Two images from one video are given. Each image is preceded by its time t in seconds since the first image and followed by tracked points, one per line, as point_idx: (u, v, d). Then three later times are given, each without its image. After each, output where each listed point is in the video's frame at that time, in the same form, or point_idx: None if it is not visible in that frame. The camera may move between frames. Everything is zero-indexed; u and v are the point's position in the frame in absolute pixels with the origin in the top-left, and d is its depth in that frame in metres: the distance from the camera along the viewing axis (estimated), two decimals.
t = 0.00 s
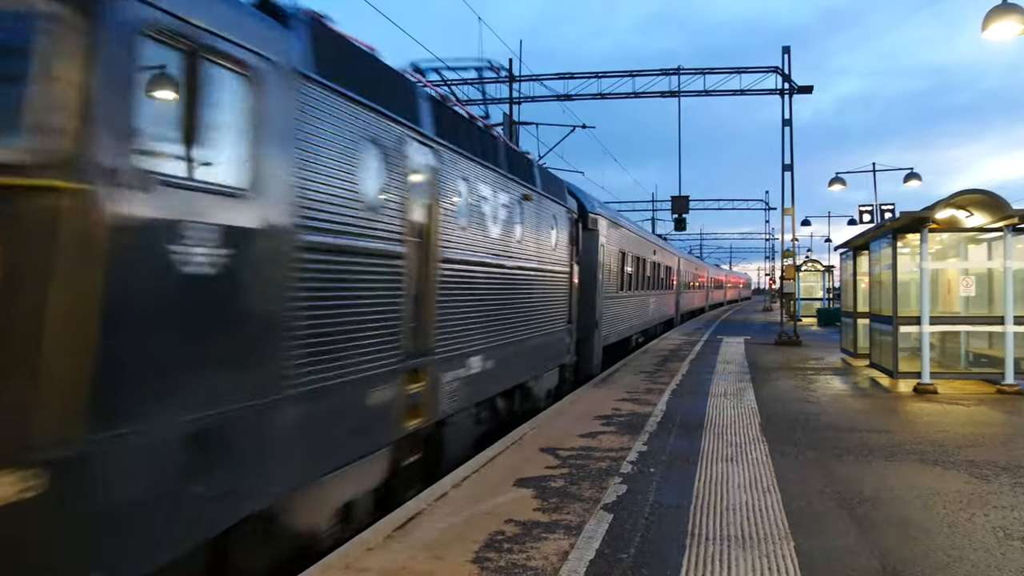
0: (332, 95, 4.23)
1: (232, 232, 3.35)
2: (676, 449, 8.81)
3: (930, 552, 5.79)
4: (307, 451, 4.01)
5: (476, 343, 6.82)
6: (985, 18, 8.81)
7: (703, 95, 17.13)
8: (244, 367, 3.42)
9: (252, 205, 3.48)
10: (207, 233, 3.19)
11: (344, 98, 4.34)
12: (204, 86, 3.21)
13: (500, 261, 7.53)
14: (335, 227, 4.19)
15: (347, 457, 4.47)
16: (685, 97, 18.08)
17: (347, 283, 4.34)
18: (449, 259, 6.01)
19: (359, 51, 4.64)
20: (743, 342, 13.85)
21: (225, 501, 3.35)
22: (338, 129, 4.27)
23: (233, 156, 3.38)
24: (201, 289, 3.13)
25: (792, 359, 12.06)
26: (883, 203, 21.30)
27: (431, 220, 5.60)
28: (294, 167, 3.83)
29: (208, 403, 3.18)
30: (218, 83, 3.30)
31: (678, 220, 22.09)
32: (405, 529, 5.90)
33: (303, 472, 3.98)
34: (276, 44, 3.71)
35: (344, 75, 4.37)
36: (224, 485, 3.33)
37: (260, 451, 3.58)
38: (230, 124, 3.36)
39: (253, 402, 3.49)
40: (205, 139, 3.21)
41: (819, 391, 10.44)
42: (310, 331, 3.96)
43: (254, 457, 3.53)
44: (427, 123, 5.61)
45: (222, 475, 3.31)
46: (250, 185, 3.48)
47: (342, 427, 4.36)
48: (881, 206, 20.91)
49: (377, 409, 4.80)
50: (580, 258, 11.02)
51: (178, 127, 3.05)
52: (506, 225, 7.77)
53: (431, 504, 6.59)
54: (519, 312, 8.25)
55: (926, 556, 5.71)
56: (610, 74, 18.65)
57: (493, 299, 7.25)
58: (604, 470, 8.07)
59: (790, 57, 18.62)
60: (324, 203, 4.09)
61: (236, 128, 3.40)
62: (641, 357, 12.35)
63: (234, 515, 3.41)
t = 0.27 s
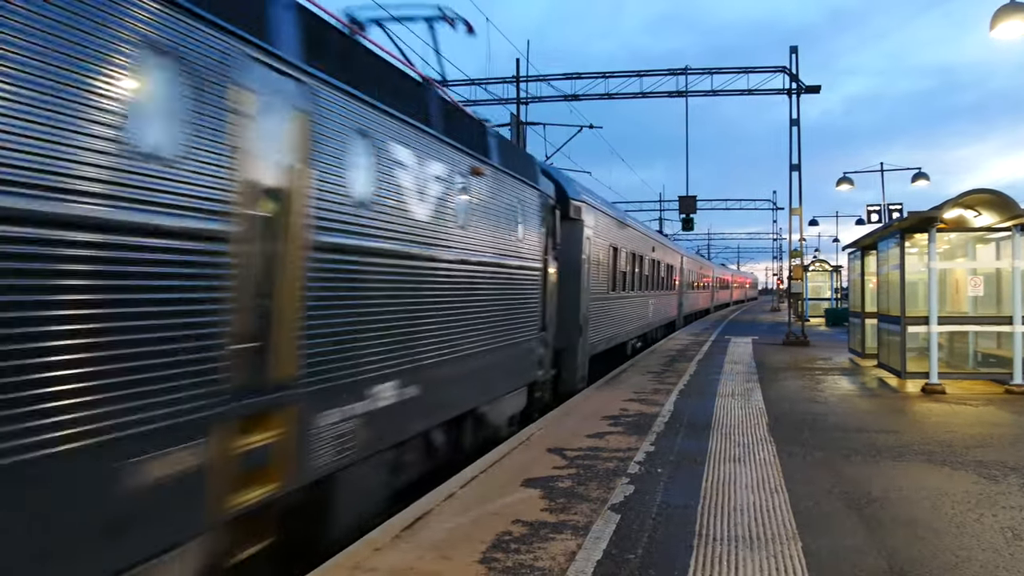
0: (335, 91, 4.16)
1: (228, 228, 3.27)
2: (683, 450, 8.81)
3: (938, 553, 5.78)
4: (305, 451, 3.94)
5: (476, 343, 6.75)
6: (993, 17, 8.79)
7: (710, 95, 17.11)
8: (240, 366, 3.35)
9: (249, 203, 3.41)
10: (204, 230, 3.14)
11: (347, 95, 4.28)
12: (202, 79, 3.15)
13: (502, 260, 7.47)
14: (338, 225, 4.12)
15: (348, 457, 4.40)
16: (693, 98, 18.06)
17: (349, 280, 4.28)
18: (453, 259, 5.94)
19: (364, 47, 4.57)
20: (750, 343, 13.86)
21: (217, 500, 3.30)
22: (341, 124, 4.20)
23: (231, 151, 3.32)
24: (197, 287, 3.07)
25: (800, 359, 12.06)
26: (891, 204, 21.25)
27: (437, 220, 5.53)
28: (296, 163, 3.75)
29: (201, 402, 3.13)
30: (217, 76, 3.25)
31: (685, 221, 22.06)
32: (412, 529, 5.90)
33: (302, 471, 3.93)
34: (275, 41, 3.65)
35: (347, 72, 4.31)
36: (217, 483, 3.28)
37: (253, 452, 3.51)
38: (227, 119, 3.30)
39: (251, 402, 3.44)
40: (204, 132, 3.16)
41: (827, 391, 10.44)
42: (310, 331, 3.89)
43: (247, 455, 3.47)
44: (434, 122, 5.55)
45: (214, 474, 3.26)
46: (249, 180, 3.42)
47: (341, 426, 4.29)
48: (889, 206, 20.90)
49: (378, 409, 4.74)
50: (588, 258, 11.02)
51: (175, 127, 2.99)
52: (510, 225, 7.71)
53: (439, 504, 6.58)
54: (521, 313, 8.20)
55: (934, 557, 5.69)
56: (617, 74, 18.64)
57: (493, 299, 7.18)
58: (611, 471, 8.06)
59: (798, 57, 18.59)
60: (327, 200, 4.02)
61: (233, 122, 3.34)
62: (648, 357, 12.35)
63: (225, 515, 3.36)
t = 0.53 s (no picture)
0: (332, 90, 4.19)
1: (228, 229, 3.31)
2: (687, 450, 8.83)
3: (942, 553, 5.78)
4: (303, 450, 3.97)
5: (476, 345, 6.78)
6: (997, 17, 8.78)
7: (714, 95, 17.11)
8: (238, 364, 3.39)
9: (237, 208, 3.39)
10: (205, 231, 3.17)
11: (344, 94, 4.31)
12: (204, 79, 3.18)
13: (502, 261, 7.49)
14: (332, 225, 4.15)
15: (347, 459, 4.44)
16: (696, 98, 18.06)
17: (345, 281, 4.32)
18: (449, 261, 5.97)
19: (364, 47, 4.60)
20: (754, 343, 13.87)
21: (219, 500, 3.33)
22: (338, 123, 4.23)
23: (231, 151, 3.36)
24: (197, 288, 3.11)
25: (804, 360, 12.08)
26: (894, 204, 21.24)
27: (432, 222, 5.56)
28: (291, 164, 3.78)
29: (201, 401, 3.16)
30: (218, 76, 3.28)
31: (689, 221, 22.06)
32: (416, 529, 5.91)
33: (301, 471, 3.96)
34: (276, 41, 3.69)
35: (346, 71, 4.34)
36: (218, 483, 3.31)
37: (254, 451, 3.54)
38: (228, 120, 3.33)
39: (248, 401, 3.47)
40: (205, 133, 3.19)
41: (831, 391, 10.46)
42: (306, 331, 3.92)
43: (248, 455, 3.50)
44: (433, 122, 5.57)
45: (216, 475, 3.29)
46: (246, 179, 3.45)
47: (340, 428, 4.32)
48: (894, 207, 20.90)
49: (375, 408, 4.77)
50: (593, 259, 11.02)
51: (166, 130, 2.98)
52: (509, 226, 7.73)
53: (444, 504, 6.60)
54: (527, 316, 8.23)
55: (938, 557, 5.69)
56: (621, 74, 18.64)
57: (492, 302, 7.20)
58: (615, 471, 8.06)
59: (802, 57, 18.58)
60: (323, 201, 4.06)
61: (234, 121, 3.37)
62: (651, 357, 12.37)
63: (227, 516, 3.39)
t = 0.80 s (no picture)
0: (331, 91, 4.14)
1: (227, 230, 3.27)
2: (690, 450, 8.83)
3: (946, 553, 5.77)
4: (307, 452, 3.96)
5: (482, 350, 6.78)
6: (1001, 17, 8.77)
7: (717, 95, 17.10)
8: (246, 363, 3.40)
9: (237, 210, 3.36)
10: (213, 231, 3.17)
11: (348, 92, 4.31)
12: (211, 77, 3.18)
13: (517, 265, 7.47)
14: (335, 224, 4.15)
15: (353, 459, 4.44)
16: (700, 98, 18.06)
17: (350, 280, 4.32)
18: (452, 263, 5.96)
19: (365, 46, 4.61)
20: (757, 343, 13.88)
21: (227, 500, 3.33)
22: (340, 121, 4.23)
23: (238, 149, 3.36)
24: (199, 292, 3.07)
25: (807, 360, 12.08)
26: (897, 203, 21.22)
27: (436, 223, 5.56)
28: (292, 164, 3.76)
29: (209, 400, 3.16)
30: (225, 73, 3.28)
31: (692, 221, 22.06)
32: (420, 529, 5.91)
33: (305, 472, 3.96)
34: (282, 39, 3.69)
35: (352, 70, 4.34)
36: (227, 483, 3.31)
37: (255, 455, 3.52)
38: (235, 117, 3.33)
39: (256, 400, 3.48)
40: (213, 130, 3.19)
41: (835, 391, 10.46)
42: (313, 331, 3.93)
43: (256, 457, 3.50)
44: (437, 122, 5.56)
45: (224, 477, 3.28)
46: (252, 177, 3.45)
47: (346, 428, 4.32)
48: (897, 207, 20.90)
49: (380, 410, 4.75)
50: (596, 259, 11.03)
51: (166, 131, 2.93)
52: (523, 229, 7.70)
53: (447, 504, 6.60)
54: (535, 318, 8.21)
55: (941, 557, 5.68)
56: (624, 74, 18.64)
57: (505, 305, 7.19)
58: (618, 471, 8.06)
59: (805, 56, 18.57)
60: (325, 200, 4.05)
61: (241, 118, 3.38)
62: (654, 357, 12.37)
63: (234, 517, 3.40)
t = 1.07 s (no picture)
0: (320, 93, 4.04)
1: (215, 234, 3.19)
2: (690, 450, 8.84)
3: (945, 553, 5.78)
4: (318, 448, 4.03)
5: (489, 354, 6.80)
6: (1002, 17, 8.77)
7: (718, 95, 17.11)
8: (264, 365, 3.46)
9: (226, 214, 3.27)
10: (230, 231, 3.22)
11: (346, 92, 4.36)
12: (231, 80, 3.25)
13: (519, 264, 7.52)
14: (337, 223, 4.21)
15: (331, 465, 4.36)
16: (700, 98, 18.07)
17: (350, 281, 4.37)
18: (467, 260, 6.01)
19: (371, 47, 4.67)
20: (757, 343, 13.89)
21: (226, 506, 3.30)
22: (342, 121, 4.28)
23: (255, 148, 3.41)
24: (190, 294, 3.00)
25: (807, 360, 12.09)
26: (898, 203, 21.21)
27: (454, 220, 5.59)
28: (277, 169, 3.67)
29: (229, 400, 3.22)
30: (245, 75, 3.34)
31: (692, 221, 22.06)
32: (420, 529, 5.93)
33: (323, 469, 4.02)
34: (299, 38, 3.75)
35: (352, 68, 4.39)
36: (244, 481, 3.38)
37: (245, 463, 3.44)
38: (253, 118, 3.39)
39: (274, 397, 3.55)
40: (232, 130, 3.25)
41: (834, 391, 10.46)
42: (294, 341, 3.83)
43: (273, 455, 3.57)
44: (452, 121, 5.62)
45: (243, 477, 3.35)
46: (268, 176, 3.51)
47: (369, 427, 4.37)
48: (898, 208, 20.92)
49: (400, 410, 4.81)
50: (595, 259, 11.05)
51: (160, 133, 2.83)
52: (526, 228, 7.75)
53: (447, 504, 6.60)
54: (535, 317, 8.24)
55: (941, 557, 5.69)
56: (624, 75, 18.66)
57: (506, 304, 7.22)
58: (618, 471, 8.07)
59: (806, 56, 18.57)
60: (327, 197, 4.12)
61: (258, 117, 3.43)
62: (654, 357, 12.38)
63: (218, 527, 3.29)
